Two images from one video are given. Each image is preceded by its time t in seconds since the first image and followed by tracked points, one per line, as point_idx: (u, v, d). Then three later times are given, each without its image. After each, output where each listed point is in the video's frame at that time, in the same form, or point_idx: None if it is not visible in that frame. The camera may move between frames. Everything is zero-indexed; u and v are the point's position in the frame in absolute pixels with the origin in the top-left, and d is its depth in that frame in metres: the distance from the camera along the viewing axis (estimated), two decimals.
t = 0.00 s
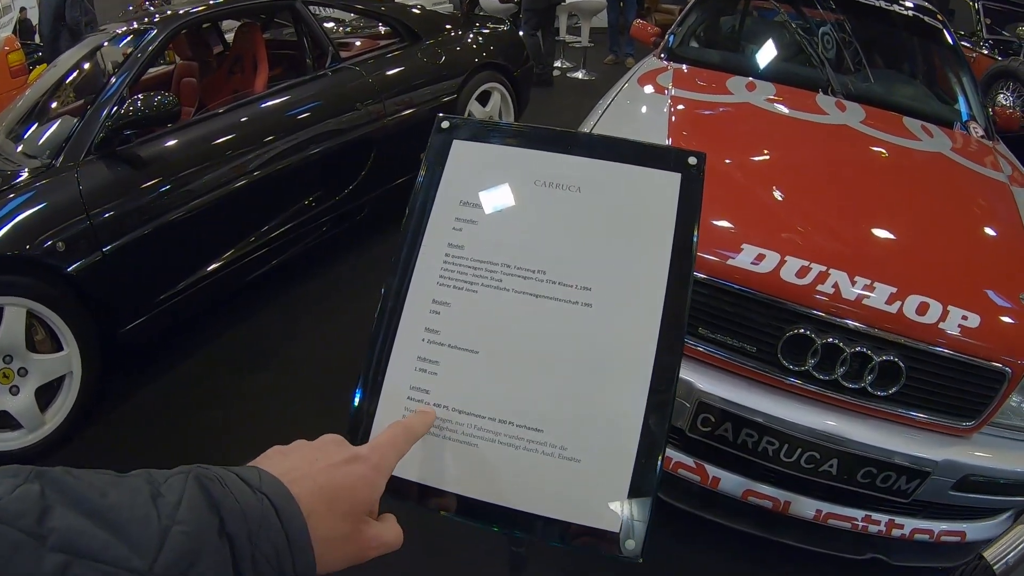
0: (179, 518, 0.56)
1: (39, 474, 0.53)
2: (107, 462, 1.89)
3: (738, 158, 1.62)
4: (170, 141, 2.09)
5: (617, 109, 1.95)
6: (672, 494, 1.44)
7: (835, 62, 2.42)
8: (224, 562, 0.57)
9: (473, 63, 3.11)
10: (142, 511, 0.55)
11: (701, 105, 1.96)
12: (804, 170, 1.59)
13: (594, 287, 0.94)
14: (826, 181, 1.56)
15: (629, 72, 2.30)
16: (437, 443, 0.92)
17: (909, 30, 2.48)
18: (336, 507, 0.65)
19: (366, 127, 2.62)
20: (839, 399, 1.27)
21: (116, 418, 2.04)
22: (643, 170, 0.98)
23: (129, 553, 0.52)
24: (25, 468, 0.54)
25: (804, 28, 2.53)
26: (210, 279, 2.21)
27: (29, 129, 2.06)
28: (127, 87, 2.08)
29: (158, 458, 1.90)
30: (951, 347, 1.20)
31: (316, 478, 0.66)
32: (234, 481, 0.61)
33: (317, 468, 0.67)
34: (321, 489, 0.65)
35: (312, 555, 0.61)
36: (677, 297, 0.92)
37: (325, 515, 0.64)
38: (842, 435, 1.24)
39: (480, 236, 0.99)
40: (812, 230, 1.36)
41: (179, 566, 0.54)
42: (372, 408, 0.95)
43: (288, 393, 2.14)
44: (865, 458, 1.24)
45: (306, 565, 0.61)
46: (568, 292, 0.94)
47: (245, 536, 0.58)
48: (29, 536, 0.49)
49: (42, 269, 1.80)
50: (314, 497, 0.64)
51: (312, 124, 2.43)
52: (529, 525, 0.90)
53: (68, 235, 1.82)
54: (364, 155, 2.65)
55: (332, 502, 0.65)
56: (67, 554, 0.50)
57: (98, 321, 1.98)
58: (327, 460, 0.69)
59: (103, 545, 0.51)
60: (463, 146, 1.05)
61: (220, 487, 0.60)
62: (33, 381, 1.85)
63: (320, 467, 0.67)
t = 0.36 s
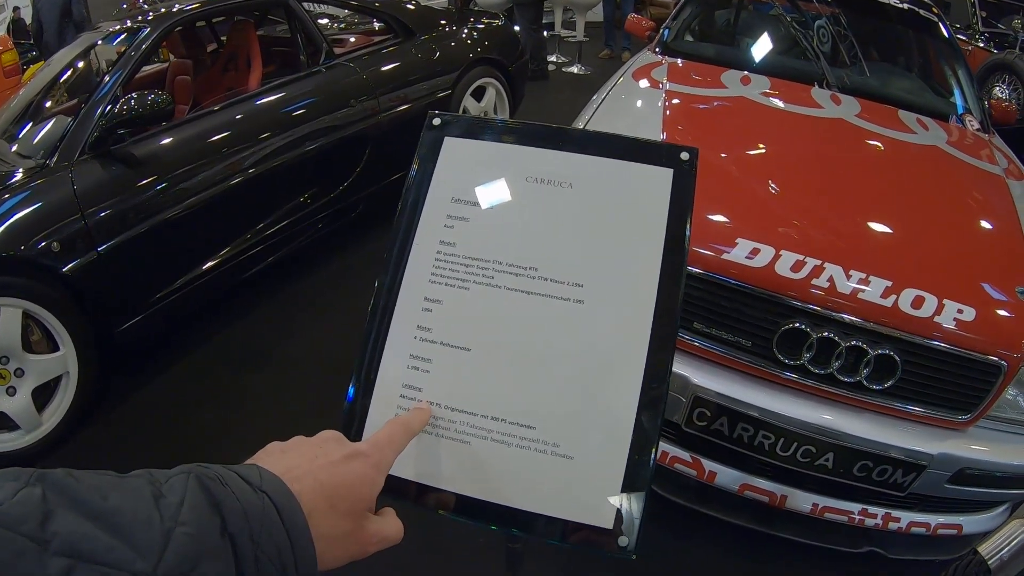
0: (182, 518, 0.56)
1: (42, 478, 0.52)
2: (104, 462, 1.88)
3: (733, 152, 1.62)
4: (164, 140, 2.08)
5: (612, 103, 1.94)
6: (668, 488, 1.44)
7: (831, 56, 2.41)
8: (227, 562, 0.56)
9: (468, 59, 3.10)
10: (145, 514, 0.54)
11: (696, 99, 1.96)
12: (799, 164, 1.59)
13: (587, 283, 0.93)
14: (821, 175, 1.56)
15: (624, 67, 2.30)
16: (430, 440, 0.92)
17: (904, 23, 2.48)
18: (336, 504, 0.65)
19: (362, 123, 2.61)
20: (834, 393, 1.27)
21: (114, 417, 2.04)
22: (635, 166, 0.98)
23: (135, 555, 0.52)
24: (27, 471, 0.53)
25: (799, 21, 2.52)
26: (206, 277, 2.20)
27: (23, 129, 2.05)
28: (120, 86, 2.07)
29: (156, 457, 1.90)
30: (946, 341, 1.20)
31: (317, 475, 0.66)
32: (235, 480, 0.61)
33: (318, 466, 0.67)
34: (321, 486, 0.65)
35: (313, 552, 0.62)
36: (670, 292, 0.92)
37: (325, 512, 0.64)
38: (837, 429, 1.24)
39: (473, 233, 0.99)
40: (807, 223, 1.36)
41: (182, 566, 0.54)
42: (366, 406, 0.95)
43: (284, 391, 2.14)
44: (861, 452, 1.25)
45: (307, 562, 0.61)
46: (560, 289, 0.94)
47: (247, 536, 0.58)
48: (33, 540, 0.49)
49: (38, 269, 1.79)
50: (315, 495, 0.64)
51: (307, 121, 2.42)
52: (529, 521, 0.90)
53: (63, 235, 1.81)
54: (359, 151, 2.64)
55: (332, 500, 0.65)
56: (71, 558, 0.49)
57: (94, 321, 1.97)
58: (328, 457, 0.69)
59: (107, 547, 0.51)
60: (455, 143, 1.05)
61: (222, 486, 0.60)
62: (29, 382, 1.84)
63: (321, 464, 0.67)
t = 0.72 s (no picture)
0: (181, 516, 0.56)
1: (44, 477, 0.53)
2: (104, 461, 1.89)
3: (729, 150, 1.62)
4: (163, 139, 2.08)
5: (609, 101, 1.94)
6: (664, 484, 1.45)
7: (828, 52, 2.41)
8: (225, 559, 0.57)
9: (465, 57, 3.10)
10: (145, 512, 0.55)
11: (693, 97, 1.96)
12: (794, 162, 1.59)
13: (578, 281, 0.94)
14: (817, 172, 1.56)
15: (621, 64, 2.30)
16: (422, 437, 0.93)
17: (901, 19, 2.48)
18: (330, 501, 0.66)
19: (360, 122, 2.62)
20: (829, 389, 1.28)
21: (113, 417, 2.04)
22: (626, 165, 0.99)
23: (135, 553, 0.52)
24: (29, 470, 0.54)
25: (797, 18, 2.52)
26: (204, 276, 2.21)
27: (22, 130, 2.05)
28: (119, 86, 2.07)
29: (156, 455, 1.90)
30: (943, 338, 1.20)
31: (312, 472, 0.67)
32: (232, 478, 0.61)
33: (310, 463, 0.68)
34: (316, 483, 0.66)
35: (308, 548, 0.62)
36: (662, 291, 0.92)
37: (319, 509, 0.65)
38: (833, 425, 1.25)
39: (466, 232, 0.99)
40: (803, 220, 1.36)
41: (182, 563, 0.54)
42: (360, 401, 0.95)
43: (283, 390, 2.14)
44: (857, 448, 1.25)
45: (302, 559, 0.61)
46: (552, 287, 0.95)
47: (245, 535, 0.58)
48: (37, 538, 0.49)
49: (36, 270, 1.80)
50: (309, 492, 0.65)
51: (305, 120, 2.42)
52: (523, 519, 0.90)
53: (62, 235, 1.82)
54: (357, 150, 2.65)
55: (327, 496, 0.66)
56: (75, 556, 0.50)
57: (93, 322, 1.97)
58: (321, 455, 0.69)
59: (108, 546, 0.51)
60: (448, 143, 1.05)
61: (220, 485, 0.60)
62: (29, 382, 1.85)
63: (315, 462, 0.68)
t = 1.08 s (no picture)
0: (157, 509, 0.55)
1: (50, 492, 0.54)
2: (105, 464, 1.90)
3: (725, 152, 1.63)
4: (165, 143, 2.09)
5: (607, 103, 1.95)
6: (661, 485, 1.46)
7: (827, 53, 2.42)
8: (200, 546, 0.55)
9: (464, 60, 3.11)
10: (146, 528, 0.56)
11: (690, 99, 1.97)
12: (791, 164, 1.60)
13: (568, 288, 0.95)
14: (813, 174, 1.57)
15: (619, 66, 2.31)
16: (418, 440, 0.95)
17: (898, 21, 2.49)
18: None
19: (359, 125, 2.63)
20: (826, 390, 1.28)
21: (114, 420, 2.05)
22: (615, 173, 0.99)
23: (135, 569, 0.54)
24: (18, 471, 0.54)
25: (795, 19, 2.53)
26: (203, 281, 2.21)
27: (23, 134, 2.06)
28: (120, 90, 2.08)
29: (156, 457, 1.92)
30: (942, 339, 1.21)
31: None
32: None
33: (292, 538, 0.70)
34: None
35: None
36: (654, 297, 0.93)
37: None
38: (830, 426, 1.26)
39: (459, 240, 1.00)
40: (800, 222, 1.37)
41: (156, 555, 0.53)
42: (358, 401, 0.98)
43: (282, 392, 2.15)
44: (852, 448, 1.26)
45: None
46: (543, 294, 0.96)
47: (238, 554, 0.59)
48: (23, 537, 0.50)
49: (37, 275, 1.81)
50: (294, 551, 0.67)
51: (304, 124, 2.43)
52: (518, 521, 0.91)
53: (63, 239, 1.83)
54: (357, 153, 2.66)
55: None
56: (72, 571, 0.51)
57: (94, 325, 1.98)
58: None
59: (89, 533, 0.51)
60: (440, 155, 1.06)
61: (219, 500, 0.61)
62: (31, 385, 1.86)
63: None
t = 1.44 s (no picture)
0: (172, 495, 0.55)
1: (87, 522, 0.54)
2: (118, 463, 1.92)
3: (733, 156, 1.65)
4: (172, 146, 2.11)
5: (617, 107, 1.97)
6: (672, 485, 1.47)
7: (834, 57, 2.43)
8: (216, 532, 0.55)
9: (472, 62, 3.13)
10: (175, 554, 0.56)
11: (699, 103, 1.99)
12: (800, 168, 1.62)
13: (595, 292, 0.97)
14: (822, 178, 1.59)
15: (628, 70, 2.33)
16: (448, 440, 0.98)
17: (906, 25, 2.50)
18: None
19: (368, 128, 2.65)
20: (835, 392, 1.30)
21: (126, 419, 2.07)
22: (638, 179, 1.01)
23: None
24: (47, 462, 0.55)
25: (801, 23, 2.54)
26: (211, 284, 2.23)
27: (34, 136, 2.08)
28: (131, 92, 2.10)
29: (170, 457, 1.94)
30: (948, 342, 1.22)
31: None
32: None
33: None
34: None
35: None
36: (675, 301, 0.95)
37: None
38: (839, 428, 1.27)
39: (488, 246, 1.03)
40: (809, 226, 1.38)
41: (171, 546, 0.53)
42: (389, 404, 1.01)
43: (294, 392, 2.18)
44: (862, 450, 1.27)
45: None
46: (570, 298, 0.98)
47: None
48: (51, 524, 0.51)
49: (51, 275, 1.83)
50: None
51: (313, 127, 2.45)
52: (539, 518, 0.93)
53: (75, 240, 1.85)
54: (366, 155, 2.68)
55: None
56: None
57: (105, 326, 2.00)
58: None
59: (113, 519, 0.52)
60: (468, 160, 1.07)
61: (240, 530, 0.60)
62: (43, 384, 1.88)
63: None
